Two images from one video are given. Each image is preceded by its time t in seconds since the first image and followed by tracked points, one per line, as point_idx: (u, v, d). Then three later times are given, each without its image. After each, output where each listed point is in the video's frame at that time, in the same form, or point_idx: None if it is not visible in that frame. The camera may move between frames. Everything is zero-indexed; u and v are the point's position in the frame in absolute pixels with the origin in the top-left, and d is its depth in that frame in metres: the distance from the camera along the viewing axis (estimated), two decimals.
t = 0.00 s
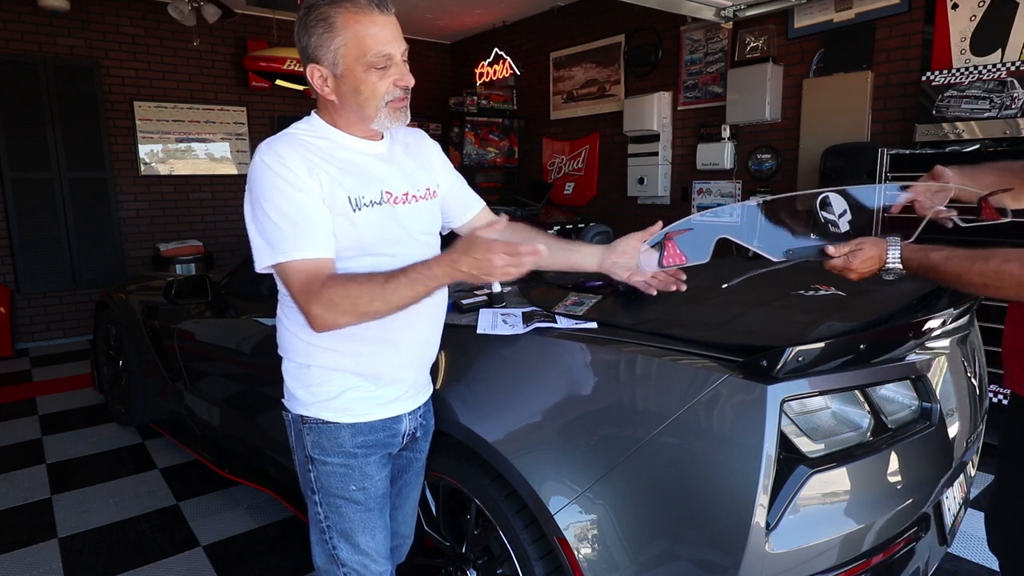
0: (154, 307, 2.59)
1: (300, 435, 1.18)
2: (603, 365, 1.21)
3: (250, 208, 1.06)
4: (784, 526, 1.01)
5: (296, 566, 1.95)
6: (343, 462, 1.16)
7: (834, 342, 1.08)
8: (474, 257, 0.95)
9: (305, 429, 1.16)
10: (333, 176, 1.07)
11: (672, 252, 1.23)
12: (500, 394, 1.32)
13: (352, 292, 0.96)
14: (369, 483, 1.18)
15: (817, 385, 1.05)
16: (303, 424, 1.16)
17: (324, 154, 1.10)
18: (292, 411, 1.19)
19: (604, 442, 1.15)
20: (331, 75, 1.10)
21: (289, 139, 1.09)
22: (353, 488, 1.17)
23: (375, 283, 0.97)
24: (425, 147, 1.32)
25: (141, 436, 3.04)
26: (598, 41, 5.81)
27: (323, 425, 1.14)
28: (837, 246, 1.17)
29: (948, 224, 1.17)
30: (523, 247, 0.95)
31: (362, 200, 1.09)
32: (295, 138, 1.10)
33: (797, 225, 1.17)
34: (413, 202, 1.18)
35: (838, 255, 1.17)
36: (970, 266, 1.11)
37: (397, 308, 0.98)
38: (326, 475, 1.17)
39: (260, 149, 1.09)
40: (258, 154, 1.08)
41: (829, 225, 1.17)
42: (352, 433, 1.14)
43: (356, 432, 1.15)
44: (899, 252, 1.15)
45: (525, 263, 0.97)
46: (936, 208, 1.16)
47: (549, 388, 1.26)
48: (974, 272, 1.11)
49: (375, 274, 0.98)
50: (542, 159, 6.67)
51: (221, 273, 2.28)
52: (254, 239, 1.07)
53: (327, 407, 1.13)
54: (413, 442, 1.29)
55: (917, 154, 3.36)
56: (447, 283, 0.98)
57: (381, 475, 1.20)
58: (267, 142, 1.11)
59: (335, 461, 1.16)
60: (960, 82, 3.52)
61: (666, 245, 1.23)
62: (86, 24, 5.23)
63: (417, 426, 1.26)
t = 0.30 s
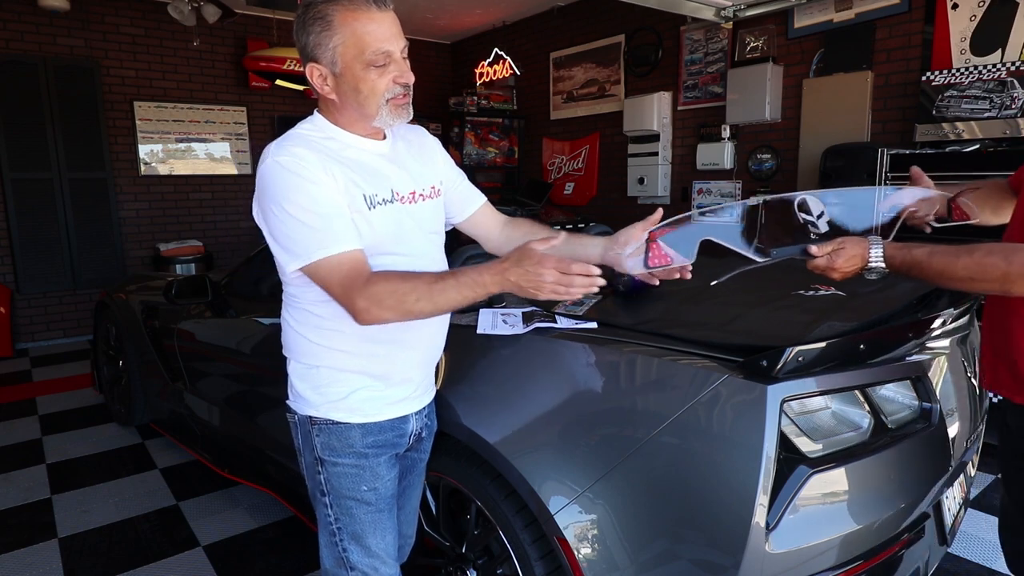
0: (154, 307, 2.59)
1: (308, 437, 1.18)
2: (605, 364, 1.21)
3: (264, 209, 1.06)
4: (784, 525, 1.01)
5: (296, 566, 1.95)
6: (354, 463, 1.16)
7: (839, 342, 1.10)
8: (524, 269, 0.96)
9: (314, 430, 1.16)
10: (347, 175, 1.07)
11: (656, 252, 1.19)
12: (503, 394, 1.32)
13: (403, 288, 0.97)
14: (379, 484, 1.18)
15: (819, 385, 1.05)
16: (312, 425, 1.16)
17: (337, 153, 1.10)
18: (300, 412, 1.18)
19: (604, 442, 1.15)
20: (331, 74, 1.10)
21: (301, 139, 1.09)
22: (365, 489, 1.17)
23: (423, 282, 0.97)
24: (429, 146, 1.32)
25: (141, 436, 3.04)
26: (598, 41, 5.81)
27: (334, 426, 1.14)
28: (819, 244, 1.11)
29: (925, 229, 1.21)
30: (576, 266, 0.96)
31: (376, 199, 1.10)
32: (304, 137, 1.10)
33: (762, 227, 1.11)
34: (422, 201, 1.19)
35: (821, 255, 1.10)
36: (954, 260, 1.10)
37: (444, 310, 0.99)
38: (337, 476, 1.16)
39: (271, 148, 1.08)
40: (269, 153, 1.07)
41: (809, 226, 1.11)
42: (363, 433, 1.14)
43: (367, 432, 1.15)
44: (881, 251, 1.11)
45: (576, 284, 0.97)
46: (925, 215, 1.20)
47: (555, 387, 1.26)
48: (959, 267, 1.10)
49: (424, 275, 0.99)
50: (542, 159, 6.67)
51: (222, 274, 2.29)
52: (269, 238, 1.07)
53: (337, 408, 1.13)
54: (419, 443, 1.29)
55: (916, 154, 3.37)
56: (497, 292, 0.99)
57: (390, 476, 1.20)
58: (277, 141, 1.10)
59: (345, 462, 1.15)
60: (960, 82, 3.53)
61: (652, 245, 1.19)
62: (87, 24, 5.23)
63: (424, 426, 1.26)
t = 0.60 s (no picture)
0: (154, 307, 2.59)
1: (310, 437, 1.18)
2: (606, 365, 1.21)
3: (269, 209, 1.05)
4: (784, 525, 1.01)
5: (296, 566, 1.95)
6: (356, 464, 1.16)
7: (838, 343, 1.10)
8: (551, 266, 0.97)
9: (317, 431, 1.16)
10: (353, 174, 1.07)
11: (632, 246, 1.11)
12: (504, 394, 1.32)
13: (429, 283, 0.98)
14: (381, 484, 1.18)
15: (819, 385, 1.05)
16: (315, 426, 1.16)
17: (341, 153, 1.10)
18: (303, 412, 1.18)
19: (604, 443, 1.15)
20: (330, 75, 1.10)
21: (305, 139, 1.09)
22: (367, 489, 1.17)
23: (449, 277, 0.99)
24: (430, 145, 1.32)
25: (141, 436, 3.04)
26: (599, 41, 5.81)
27: (337, 427, 1.14)
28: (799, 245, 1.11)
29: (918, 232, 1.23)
30: (601, 269, 0.96)
31: (382, 199, 1.10)
32: (308, 137, 1.10)
33: (761, 229, 1.15)
34: (425, 201, 1.19)
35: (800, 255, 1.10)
36: (935, 257, 1.09)
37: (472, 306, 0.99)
38: (339, 477, 1.16)
39: (275, 148, 1.08)
40: (274, 152, 1.07)
41: (788, 226, 1.15)
42: (365, 433, 1.14)
43: (370, 432, 1.15)
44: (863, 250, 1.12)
45: (600, 285, 0.97)
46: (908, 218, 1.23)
47: (556, 387, 1.26)
48: (942, 263, 1.09)
49: (449, 270, 1.00)
50: (542, 159, 6.67)
51: (222, 273, 2.29)
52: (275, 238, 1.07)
53: (341, 408, 1.12)
54: (421, 443, 1.29)
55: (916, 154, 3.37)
56: (521, 289, 0.99)
57: (393, 477, 1.20)
58: (281, 140, 1.10)
59: (347, 463, 1.16)
60: (960, 82, 3.54)
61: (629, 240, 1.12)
62: (87, 24, 5.23)
63: (425, 426, 1.26)
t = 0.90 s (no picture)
0: (154, 307, 2.59)
1: (310, 437, 1.18)
2: (606, 365, 1.21)
3: (269, 211, 1.05)
4: (784, 525, 1.01)
5: (295, 566, 1.95)
6: (355, 463, 1.16)
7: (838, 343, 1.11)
8: (534, 266, 0.97)
9: (316, 430, 1.16)
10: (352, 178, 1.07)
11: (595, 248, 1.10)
12: (504, 394, 1.32)
13: (416, 292, 0.98)
14: (380, 484, 1.18)
15: (819, 385, 1.05)
16: (314, 426, 1.16)
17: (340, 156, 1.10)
18: (303, 412, 1.18)
19: (604, 442, 1.15)
20: (332, 77, 1.10)
21: (305, 141, 1.09)
22: (366, 489, 1.17)
23: (434, 284, 0.99)
24: (429, 146, 1.32)
25: (141, 436, 3.04)
26: (598, 41, 5.81)
27: (337, 426, 1.14)
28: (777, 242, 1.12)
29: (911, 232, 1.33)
30: (584, 260, 0.97)
31: (381, 202, 1.10)
32: (306, 139, 1.10)
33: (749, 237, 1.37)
34: (424, 202, 1.19)
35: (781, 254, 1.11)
36: (917, 259, 1.02)
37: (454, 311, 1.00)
38: (339, 477, 1.16)
39: (274, 150, 1.08)
40: (273, 155, 1.07)
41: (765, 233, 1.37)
42: (365, 433, 1.14)
43: (370, 432, 1.15)
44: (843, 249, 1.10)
45: (585, 276, 0.98)
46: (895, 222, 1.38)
47: (556, 387, 1.26)
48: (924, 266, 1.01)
49: (434, 277, 1.00)
50: (542, 159, 6.67)
51: (222, 274, 2.29)
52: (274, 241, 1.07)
53: (340, 408, 1.13)
54: (421, 443, 1.29)
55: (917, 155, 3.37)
56: (507, 291, 1.00)
57: (392, 477, 1.20)
58: (279, 143, 1.09)
59: (347, 462, 1.16)
60: (960, 82, 3.54)
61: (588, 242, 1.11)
62: (87, 24, 5.23)
63: (425, 426, 1.26)
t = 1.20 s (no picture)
0: (154, 307, 2.59)
1: (307, 437, 1.17)
2: (605, 366, 1.21)
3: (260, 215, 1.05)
4: (784, 526, 1.01)
5: (296, 566, 1.95)
6: (352, 464, 1.16)
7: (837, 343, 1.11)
8: (490, 265, 0.98)
9: (313, 431, 1.16)
10: (343, 182, 1.07)
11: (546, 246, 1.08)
12: (503, 394, 1.32)
13: (374, 302, 0.97)
14: (377, 485, 1.18)
15: (818, 384, 1.05)
16: (311, 425, 1.16)
17: (332, 159, 1.10)
18: (298, 412, 1.18)
19: (604, 442, 1.15)
20: (330, 78, 1.10)
21: (297, 144, 1.09)
22: (362, 489, 1.17)
23: (394, 293, 0.98)
24: (425, 148, 1.32)
25: (141, 436, 3.04)
26: (598, 41, 5.81)
27: (333, 426, 1.14)
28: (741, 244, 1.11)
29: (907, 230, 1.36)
30: (539, 256, 0.98)
31: (373, 205, 1.10)
32: (300, 141, 1.10)
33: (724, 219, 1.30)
34: (419, 205, 1.19)
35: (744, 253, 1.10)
36: (880, 263, 1.01)
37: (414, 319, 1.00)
38: (335, 477, 1.16)
39: (267, 153, 1.08)
40: (265, 158, 1.06)
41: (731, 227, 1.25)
42: (361, 434, 1.14)
43: (366, 433, 1.15)
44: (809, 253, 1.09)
45: (541, 274, 0.99)
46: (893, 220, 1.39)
47: (554, 387, 1.26)
48: (887, 270, 1.01)
49: (393, 286, 0.99)
50: (542, 159, 6.67)
51: (222, 274, 2.29)
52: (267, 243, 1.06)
53: (336, 408, 1.13)
54: (419, 444, 1.29)
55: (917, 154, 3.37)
56: (466, 295, 1.00)
57: (388, 477, 1.20)
58: (272, 146, 1.09)
59: (343, 462, 1.16)
60: (959, 82, 3.54)
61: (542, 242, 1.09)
62: (87, 24, 5.23)
63: (423, 427, 1.26)
